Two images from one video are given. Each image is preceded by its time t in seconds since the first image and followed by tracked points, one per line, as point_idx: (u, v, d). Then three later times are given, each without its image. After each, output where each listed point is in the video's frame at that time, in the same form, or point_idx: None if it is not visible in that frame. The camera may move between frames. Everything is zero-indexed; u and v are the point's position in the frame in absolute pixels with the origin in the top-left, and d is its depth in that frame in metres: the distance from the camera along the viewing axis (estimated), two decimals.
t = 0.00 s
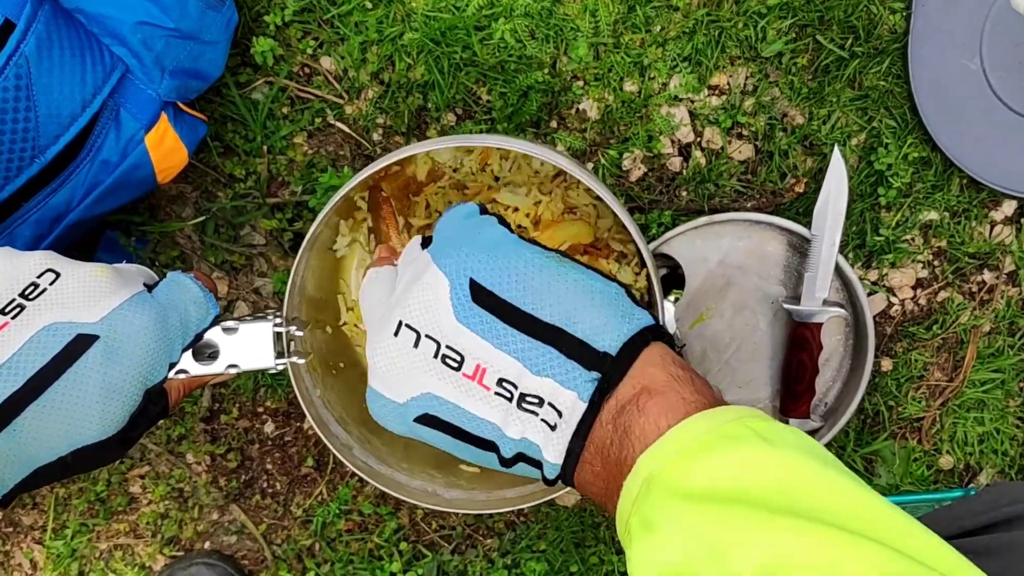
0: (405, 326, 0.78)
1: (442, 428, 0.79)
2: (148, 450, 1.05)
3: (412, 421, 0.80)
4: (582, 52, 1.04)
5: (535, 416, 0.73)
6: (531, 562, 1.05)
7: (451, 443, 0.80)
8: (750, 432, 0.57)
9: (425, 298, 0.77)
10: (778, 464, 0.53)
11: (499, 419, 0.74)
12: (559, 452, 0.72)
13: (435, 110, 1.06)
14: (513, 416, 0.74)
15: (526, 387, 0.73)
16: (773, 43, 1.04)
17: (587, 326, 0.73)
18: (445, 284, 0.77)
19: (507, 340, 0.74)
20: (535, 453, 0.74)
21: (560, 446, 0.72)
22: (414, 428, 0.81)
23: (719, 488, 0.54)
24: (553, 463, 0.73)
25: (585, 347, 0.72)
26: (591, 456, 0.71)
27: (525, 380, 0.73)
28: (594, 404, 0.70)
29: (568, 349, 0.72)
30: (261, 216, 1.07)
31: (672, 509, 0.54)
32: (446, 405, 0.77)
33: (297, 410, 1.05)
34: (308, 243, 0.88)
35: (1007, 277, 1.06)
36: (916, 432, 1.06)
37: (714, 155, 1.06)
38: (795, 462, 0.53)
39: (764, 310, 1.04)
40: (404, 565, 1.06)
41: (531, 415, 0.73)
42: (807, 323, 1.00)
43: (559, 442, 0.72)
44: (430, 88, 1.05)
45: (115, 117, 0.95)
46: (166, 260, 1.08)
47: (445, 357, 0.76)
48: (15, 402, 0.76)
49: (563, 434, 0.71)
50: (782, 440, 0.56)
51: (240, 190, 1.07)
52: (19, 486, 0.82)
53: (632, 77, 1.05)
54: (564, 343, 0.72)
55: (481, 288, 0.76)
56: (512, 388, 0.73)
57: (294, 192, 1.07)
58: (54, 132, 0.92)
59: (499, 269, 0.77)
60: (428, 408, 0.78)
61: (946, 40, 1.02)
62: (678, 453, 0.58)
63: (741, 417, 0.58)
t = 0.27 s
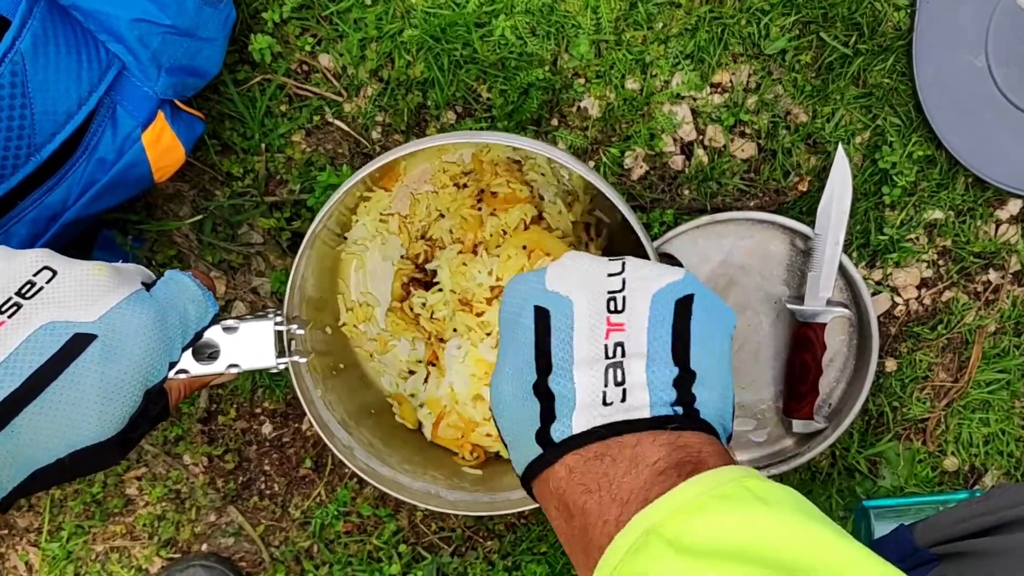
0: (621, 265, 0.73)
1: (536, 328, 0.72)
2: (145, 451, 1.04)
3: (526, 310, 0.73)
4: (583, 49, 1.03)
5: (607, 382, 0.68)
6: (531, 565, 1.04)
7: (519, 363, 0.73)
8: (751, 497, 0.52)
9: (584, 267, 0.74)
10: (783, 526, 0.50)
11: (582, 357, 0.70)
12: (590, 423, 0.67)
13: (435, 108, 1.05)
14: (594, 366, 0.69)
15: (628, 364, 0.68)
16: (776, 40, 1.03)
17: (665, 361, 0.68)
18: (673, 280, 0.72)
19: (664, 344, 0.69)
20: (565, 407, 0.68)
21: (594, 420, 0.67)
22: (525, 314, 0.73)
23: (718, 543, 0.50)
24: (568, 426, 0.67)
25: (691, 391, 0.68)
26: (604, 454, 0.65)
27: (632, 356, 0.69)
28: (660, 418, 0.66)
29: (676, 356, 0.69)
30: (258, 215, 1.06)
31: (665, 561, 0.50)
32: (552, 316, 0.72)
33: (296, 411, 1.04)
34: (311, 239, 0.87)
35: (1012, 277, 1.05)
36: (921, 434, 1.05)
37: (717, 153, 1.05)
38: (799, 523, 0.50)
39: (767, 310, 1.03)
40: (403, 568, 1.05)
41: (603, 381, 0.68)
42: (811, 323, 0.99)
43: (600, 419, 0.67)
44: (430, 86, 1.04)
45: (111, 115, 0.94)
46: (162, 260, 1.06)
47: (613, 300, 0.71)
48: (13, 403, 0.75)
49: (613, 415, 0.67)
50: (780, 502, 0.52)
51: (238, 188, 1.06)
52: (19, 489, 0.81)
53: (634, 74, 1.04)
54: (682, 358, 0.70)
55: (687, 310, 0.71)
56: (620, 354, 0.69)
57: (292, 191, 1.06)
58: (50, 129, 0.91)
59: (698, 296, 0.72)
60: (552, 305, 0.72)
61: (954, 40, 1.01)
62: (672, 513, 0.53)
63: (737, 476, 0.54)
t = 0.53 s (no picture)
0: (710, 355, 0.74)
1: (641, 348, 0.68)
2: (142, 453, 1.03)
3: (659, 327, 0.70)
4: (584, 46, 1.02)
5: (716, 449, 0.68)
6: (532, 568, 1.03)
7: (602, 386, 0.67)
8: None
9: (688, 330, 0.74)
10: None
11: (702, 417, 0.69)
12: (708, 476, 0.66)
13: (435, 106, 1.03)
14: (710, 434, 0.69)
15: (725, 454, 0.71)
16: (779, 38, 1.02)
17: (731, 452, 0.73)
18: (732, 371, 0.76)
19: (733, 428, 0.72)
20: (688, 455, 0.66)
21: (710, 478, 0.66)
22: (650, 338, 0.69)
23: None
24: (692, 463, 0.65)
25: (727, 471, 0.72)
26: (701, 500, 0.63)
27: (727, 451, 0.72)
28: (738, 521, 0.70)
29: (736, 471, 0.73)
30: (256, 214, 1.05)
31: None
32: (682, 352, 0.70)
33: (294, 412, 1.03)
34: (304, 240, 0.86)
35: (1018, 276, 1.04)
36: (926, 435, 1.04)
37: (719, 151, 1.04)
38: None
39: (770, 310, 1.02)
40: (403, 570, 1.04)
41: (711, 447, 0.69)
42: (814, 323, 0.98)
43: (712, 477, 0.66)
44: (430, 84, 1.03)
45: (107, 113, 0.93)
46: (159, 260, 1.05)
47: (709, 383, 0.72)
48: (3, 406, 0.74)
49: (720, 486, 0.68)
50: None
51: (235, 187, 1.05)
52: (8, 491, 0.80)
53: (636, 72, 1.03)
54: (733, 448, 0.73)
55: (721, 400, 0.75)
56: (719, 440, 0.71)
57: (290, 190, 1.05)
58: (44, 128, 0.90)
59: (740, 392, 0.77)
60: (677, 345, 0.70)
61: (956, 35, 1.00)
62: None
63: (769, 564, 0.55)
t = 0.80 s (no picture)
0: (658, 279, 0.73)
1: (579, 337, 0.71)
2: (138, 454, 1.02)
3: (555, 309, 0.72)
4: (585, 43, 1.01)
5: (657, 411, 0.69)
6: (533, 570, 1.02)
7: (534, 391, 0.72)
8: (796, 542, 0.61)
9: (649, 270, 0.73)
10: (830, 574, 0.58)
11: (628, 383, 0.69)
12: (638, 454, 0.69)
13: (434, 104, 1.02)
14: (643, 393, 0.69)
15: (677, 396, 0.70)
16: (782, 35, 1.01)
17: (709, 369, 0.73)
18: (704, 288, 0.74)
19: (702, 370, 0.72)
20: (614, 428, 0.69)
21: (648, 450, 0.69)
22: (550, 304, 0.72)
23: None
24: (615, 453, 0.69)
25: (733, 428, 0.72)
26: (649, 486, 0.68)
27: (681, 387, 0.70)
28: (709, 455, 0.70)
29: (717, 383, 0.73)
30: (254, 213, 1.04)
31: None
32: (585, 318, 0.71)
33: (292, 413, 1.02)
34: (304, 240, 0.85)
35: None
36: (931, 436, 1.03)
37: (722, 150, 1.03)
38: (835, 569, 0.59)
39: (774, 310, 1.01)
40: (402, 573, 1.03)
41: (654, 410, 0.69)
42: (818, 323, 0.97)
43: (653, 448, 0.69)
44: (429, 81, 1.02)
45: (104, 111, 0.92)
46: (156, 259, 1.04)
47: (651, 311, 0.71)
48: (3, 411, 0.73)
49: (665, 446, 0.69)
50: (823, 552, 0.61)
51: (233, 186, 1.03)
52: (9, 497, 0.79)
53: (637, 69, 1.02)
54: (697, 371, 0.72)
55: (721, 324, 0.74)
56: (668, 381, 0.70)
57: (288, 188, 1.04)
58: (40, 126, 0.89)
59: (730, 308, 0.75)
60: (591, 309, 0.71)
61: (961, 28, 0.99)
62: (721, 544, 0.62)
63: (782, 526, 0.63)
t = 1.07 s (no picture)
0: (455, 395, 0.71)
1: (467, 501, 0.70)
2: (134, 456, 1.01)
3: (441, 495, 0.71)
4: (587, 40, 1.00)
5: (569, 489, 0.67)
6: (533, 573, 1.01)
7: (472, 520, 0.71)
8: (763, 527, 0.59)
9: (484, 374, 0.71)
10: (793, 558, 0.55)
11: (532, 492, 0.68)
12: (587, 530, 0.66)
13: (434, 102, 1.01)
14: (541, 485, 0.68)
15: (569, 462, 0.67)
16: (786, 32, 1.00)
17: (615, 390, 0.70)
18: (502, 360, 0.71)
19: (565, 416, 0.68)
20: (559, 531, 0.67)
21: (590, 522, 0.66)
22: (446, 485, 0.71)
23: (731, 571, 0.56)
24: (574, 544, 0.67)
25: (629, 431, 0.68)
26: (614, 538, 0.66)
27: (563, 455, 0.67)
28: (630, 482, 0.66)
29: (580, 409, 0.69)
30: (251, 212, 1.03)
31: None
32: (465, 480, 0.70)
33: (290, 414, 1.01)
34: (301, 236, 0.83)
35: None
36: (935, 438, 1.02)
37: (725, 148, 1.02)
38: (805, 555, 0.55)
39: (777, 310, 1.00)
40: None
41: (563, 489, 0.67)
42: (822, 323, 0.95)
43: (588, 515, 0.66)
44: (429, 79, 1.01)
45: (100, 109, 0.91)
46: (152, 258, 1.03)
47: (490, 426, 0.69)
48: None
49: (595, 508, 0.66)
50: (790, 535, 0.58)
51: (230, 184, 1.02)
52: None
53: (639, 67, 1.00)
54: (583, 403, 0.69)
55: (541, 368, 0.71)
56: (551, 460, 0.67)
57: (286, 187, 1.03)
58: (35, 124, 0.88)
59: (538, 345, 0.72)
60: (458, 478, 0.70)
61: (966, 28, 0.97)
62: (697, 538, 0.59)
63: (751, 511, 0.60)
